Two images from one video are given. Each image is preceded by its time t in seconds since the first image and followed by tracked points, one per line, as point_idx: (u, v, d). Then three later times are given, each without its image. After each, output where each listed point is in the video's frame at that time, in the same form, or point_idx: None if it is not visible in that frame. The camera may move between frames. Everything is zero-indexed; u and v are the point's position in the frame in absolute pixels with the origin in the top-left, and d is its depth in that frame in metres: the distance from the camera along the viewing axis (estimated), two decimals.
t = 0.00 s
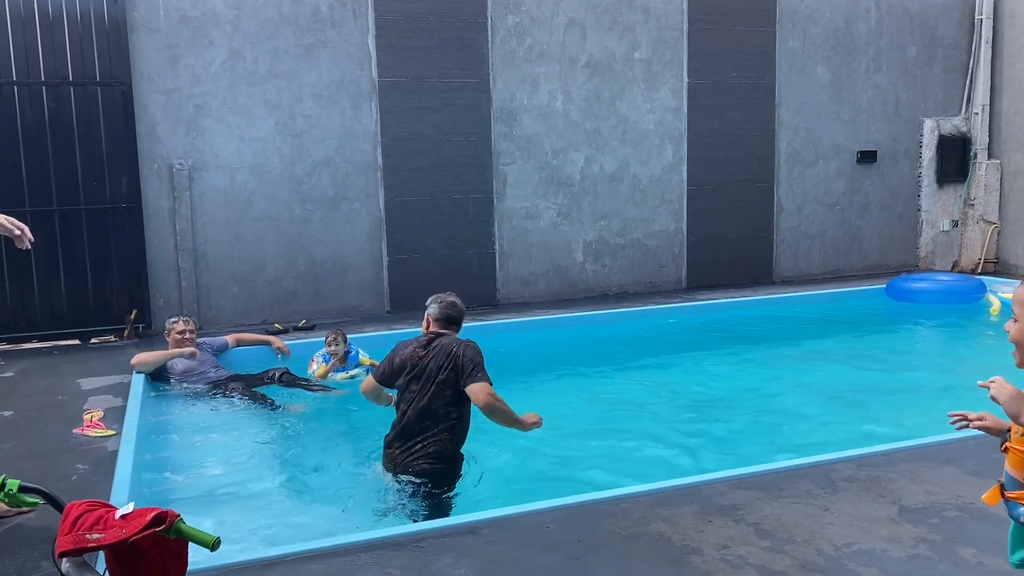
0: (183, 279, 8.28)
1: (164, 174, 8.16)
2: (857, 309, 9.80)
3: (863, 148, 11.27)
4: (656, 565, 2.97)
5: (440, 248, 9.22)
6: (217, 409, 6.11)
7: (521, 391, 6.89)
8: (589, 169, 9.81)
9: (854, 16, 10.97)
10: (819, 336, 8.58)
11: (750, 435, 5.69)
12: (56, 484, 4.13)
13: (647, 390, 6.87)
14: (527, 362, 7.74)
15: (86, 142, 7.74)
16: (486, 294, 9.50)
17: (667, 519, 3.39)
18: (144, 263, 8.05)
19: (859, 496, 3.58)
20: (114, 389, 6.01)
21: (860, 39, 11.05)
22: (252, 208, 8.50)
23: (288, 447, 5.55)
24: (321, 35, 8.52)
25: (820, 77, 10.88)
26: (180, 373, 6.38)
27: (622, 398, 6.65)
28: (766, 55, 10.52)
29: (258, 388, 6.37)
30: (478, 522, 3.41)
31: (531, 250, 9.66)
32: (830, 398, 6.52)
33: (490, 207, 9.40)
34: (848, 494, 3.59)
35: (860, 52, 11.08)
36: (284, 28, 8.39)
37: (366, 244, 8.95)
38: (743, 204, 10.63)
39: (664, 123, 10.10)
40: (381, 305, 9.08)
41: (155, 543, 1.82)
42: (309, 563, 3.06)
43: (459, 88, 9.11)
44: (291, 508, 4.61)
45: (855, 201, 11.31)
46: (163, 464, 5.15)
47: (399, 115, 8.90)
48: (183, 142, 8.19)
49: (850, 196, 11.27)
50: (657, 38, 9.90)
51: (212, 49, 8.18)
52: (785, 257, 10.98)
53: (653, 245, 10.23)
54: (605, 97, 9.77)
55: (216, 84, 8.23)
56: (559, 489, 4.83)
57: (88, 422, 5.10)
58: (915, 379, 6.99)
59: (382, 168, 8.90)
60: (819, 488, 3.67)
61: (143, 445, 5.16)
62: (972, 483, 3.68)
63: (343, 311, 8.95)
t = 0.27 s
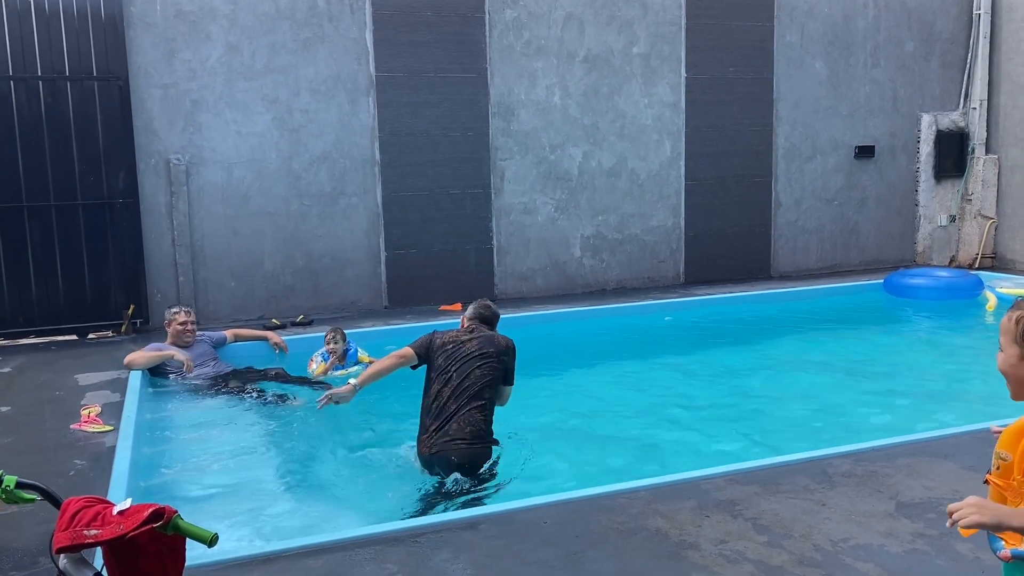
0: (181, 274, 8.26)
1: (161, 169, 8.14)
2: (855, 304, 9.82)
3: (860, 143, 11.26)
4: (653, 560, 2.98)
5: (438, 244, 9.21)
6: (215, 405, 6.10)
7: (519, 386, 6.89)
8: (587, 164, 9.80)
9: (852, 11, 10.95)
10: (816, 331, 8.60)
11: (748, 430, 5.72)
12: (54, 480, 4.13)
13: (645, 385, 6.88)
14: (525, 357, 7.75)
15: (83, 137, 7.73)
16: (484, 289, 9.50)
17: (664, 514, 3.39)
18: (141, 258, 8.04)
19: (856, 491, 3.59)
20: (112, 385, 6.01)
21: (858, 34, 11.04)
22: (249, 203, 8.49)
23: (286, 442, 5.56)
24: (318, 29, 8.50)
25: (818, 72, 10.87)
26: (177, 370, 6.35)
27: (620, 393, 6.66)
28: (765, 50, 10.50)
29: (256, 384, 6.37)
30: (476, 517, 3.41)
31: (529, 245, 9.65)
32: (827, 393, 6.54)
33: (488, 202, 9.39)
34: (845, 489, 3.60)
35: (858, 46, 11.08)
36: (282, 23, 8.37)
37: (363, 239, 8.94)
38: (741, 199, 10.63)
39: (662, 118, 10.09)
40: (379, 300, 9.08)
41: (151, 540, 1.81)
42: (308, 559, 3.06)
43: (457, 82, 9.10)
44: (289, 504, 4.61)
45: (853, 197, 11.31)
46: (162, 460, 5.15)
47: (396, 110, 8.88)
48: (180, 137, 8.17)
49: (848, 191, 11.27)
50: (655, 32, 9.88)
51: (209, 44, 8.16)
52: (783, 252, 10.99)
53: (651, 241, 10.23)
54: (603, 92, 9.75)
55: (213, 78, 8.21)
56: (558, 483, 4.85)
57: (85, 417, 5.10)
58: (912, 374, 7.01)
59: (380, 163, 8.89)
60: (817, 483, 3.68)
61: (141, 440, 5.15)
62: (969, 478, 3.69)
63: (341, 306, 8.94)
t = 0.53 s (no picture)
0: (177, 268, 8.24)
1: (157, 162, 8.10)
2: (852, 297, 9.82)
3: (858, 137, 11.25)
4: (651, 554, 2.97)
5: (435, 237, 9.19)
6: (211, 399, 6.09)
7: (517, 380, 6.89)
8: (584, 157, 9.78)
9: (850, 4, 10.93)
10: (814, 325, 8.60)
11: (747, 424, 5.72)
12: (50, 474, 4.11)
13: (643, 379, 6.88)
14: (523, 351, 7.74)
15: (78, 130, 7.69)
16: (481, 283, 9.48)
17: (662, 508, 3.39)
18: (137, 251, 8.01)
19: (854, 485, 3.58)
20: (108, 378, 5.99)
21: (856, 28, 11.02)
22: (246, 196, 8.46)
23: (283, 436, 5.54)
24: (315, 22, 8.46)
25: (816, 65, 10.85)
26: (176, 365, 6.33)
27: (617, 387, 6.66)
28: (762, 43, 10.48)
29: (253, 378, 6.35)
30: (474, 511, 3.40)
31: (526, 239, 9.64)
32: (826, 387, 6.54)
33: (485, 195, 9.37)
34: (843, 483, 3.60)
35: (856, 40, 11.06)
36: (278, 15, 8.33)
37: (360, 233, 8.91)
38: (739, 193, 10.62)
39: (660, 111, 10.07)
40: (376, 294, 9.06)
41: (148, 536, 1.80)
42: (304, 554, 3.05)
43: (454, 75, 9.06)
44: (286, 498, 4.60)
45: (851, 190, 11.31)
46: (158, 454, 5.14)
47: (393, 103, 8.85)
48: (176, 130, 8.14)
49: (845, 185, 11.26)
50: (652, 26, 9.85)
51: (205, 36, 8.11)
52: (781, 246, 10.98)
53: (648, 234, 10.22)
54: (601, 85, 9.73)
55: (209, 71, 8.17)
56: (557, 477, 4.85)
57: (81, 411, 5.08)
58: (910, 368, 7.01)
59: (377, 156, 8.86)
60: (815, 477, 3.68)
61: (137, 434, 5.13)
62: (967, 472, 3.69)
63: (338, 300, 8.92)
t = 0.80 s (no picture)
0: (171, 260, 8.21)
1: (150, 154, 8.07)
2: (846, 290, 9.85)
3: (853, 130, 11.26)
4: (646, 546, 2.98)
5: (430, 230, 9.17)
6: (207, 391, 6.08)
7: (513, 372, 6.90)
8: (580, 150, 9.76)
9: None
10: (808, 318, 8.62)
11: (742, 415, 5.74)
12: (43, 467, 4.10)
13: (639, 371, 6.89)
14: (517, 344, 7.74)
15: (72, 122, 7.65)
16: (477, 276, 9.47)
17: (657, 500, 3.39)
18: (131, 244, 7.97)
19: (849, 477, 3.59)
20: (102, 371, 5.97)
21: (852, 21, 11.01)
22: (240, 188, 8.43)
23: (278, 428, 5.54)
24: (309, 13, 8.42)
25: (812, 58, 10.84)
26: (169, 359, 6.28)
27: (613, 379, 6.67)
28: (758, 36, 10.46)
29: (250, 371, 6.34)
30: (469, 503, 3.40)
31: (522, 232, 9.62)
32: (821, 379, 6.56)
33: (480, 188, 9.35)
34: (838, 476, 3.60)
35: (852, 33, 11.05)
36: (272, 6, 8.29)
37: (355, 225, 8.89)
38: (735, 186, 10.62)
39: (656, 104, 10.05)
40: (371, 287, 9.05)
41: (141, 528, 1.78)
42: (299, 546, 3.05)
43: (449, 67, 9.03)
44: (281, 490, 4.60)
45: (846, 183, 11.32)
46: (153, 446, 5.13)
47: (388, 96, 8.82)
48: (170, 122, 8.10)
49: (841, 178, 11.27)
50: (648, 18, 9.83)
51: (199, 28, 8.07)
52: (776, 239, 10.99)
53: (644, 228, 10.22)
54: (597, 77, 9.70)
55: (203, 63, 8.13)
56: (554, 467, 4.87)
57: (75, 404, 5.06)
58: (904, 360, 7.04)
59: (371, 149, 8.83)
60: (810, 469, 3.68)
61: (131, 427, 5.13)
62: (961, 464, 3.70)
63: (332, 293, 8.91)
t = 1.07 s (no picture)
0: (164, 253, 8.19)
1: (143, 147, 8.03)
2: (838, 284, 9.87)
3: (847, 123, 11.27)
4: (640, 538, 2.99)
5: (424, 223, 9.16)
6: (200, 384, 6.07)
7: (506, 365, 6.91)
8: (574, 143, 9.76)
9: None
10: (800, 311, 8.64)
11: (736, 408, 5.76)
12: (36, 460, 4.09)
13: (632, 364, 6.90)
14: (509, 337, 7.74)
15: (64, 114, 7.61)
16: (470, 270, 9.47)
17: (650, 492, 3.40)
18: (124, 237, 7.95)
19: (841, 469, 3.60)
20: (94, 364, 5.95)
21: (845, 14, 11.01)
22: (233, 181, 8.40)
23: (271, 421, 5.53)
24: (302, 5, 8.39)
25: (805, 51, 10.84)
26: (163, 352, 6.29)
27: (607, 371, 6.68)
28: (752, 30, 10.46)
29: (244, 363, 6.33)
30: (463, 496, 3.40)
31: (516, 226, 9.62)
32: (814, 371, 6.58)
33: (474, 181, 9.34)
34: (830, 468, 3.62)
35: (846, 26, 11.05)
36: None
37: (348, 219, 8.88)
38: (728, 179, 10.63)
39: (650, 97, 10.05)
40: (364, 280, 9.04)
41: (134, 520, 1.77)
42: (293, 539, 3.05)
43: (443, 60, 9.01)
44: (275, 483, 4.60)
45: (839, 177, 11.34)
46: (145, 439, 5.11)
47: (382, 88, 8.79)
48: (162, 114, 8.06)
49: (834, 172, 11.29)
50: (642, 11, 9.82)
51: (191, 20, 8.03)
52: (769, 233, 11.01)
53: (637, 221, 10.23)
54: (591, 70, 9.69)
55: (195, 55, 8.09)
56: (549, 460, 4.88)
57: (67, 397, 5.05)
58: (897, 353, 7.07)
59: (365, 142, 8.81)
60: (802, 462, 3.70)
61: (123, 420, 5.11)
62: (953, 456, 3.72)
63: (326, 286, 8.90)
